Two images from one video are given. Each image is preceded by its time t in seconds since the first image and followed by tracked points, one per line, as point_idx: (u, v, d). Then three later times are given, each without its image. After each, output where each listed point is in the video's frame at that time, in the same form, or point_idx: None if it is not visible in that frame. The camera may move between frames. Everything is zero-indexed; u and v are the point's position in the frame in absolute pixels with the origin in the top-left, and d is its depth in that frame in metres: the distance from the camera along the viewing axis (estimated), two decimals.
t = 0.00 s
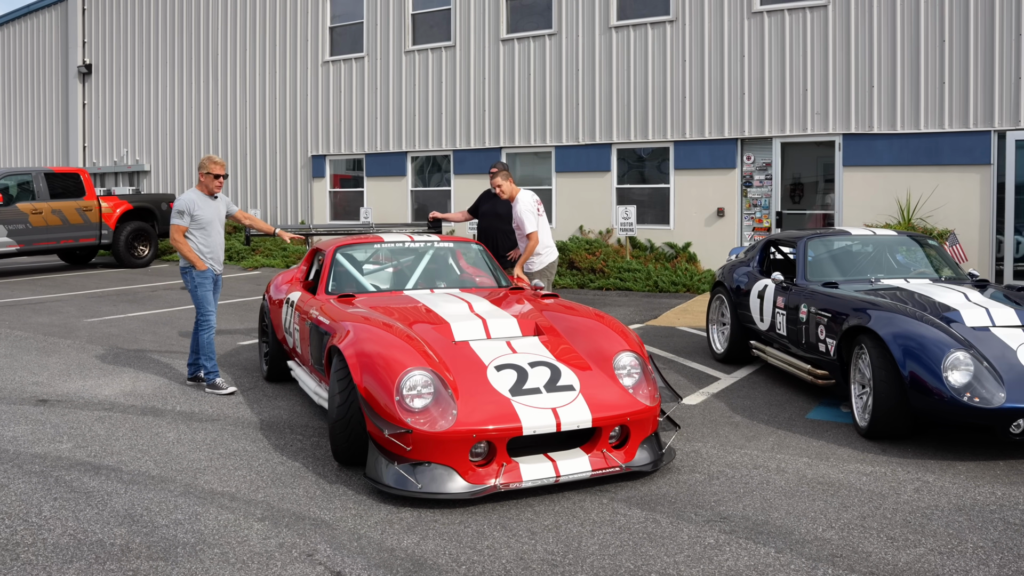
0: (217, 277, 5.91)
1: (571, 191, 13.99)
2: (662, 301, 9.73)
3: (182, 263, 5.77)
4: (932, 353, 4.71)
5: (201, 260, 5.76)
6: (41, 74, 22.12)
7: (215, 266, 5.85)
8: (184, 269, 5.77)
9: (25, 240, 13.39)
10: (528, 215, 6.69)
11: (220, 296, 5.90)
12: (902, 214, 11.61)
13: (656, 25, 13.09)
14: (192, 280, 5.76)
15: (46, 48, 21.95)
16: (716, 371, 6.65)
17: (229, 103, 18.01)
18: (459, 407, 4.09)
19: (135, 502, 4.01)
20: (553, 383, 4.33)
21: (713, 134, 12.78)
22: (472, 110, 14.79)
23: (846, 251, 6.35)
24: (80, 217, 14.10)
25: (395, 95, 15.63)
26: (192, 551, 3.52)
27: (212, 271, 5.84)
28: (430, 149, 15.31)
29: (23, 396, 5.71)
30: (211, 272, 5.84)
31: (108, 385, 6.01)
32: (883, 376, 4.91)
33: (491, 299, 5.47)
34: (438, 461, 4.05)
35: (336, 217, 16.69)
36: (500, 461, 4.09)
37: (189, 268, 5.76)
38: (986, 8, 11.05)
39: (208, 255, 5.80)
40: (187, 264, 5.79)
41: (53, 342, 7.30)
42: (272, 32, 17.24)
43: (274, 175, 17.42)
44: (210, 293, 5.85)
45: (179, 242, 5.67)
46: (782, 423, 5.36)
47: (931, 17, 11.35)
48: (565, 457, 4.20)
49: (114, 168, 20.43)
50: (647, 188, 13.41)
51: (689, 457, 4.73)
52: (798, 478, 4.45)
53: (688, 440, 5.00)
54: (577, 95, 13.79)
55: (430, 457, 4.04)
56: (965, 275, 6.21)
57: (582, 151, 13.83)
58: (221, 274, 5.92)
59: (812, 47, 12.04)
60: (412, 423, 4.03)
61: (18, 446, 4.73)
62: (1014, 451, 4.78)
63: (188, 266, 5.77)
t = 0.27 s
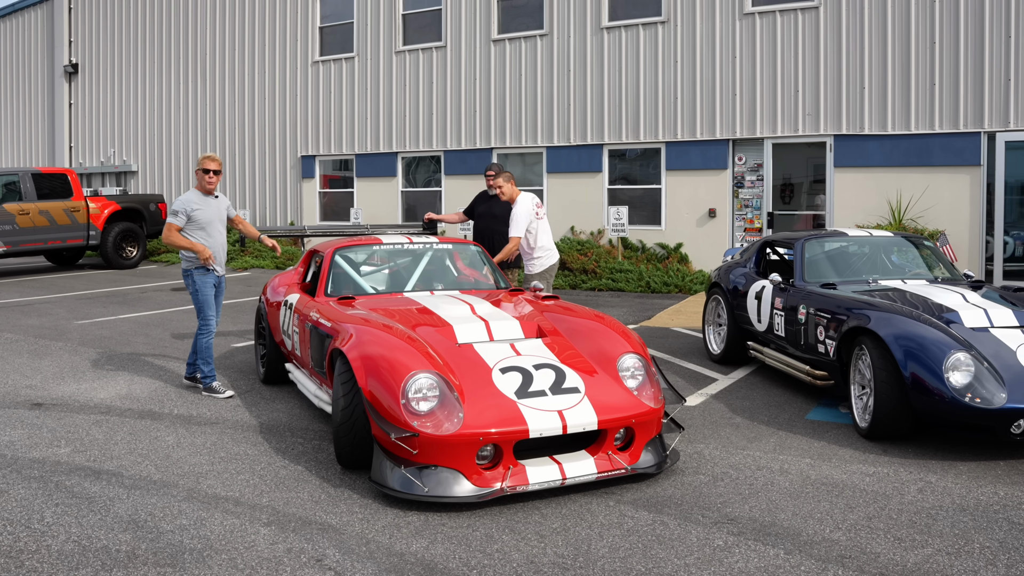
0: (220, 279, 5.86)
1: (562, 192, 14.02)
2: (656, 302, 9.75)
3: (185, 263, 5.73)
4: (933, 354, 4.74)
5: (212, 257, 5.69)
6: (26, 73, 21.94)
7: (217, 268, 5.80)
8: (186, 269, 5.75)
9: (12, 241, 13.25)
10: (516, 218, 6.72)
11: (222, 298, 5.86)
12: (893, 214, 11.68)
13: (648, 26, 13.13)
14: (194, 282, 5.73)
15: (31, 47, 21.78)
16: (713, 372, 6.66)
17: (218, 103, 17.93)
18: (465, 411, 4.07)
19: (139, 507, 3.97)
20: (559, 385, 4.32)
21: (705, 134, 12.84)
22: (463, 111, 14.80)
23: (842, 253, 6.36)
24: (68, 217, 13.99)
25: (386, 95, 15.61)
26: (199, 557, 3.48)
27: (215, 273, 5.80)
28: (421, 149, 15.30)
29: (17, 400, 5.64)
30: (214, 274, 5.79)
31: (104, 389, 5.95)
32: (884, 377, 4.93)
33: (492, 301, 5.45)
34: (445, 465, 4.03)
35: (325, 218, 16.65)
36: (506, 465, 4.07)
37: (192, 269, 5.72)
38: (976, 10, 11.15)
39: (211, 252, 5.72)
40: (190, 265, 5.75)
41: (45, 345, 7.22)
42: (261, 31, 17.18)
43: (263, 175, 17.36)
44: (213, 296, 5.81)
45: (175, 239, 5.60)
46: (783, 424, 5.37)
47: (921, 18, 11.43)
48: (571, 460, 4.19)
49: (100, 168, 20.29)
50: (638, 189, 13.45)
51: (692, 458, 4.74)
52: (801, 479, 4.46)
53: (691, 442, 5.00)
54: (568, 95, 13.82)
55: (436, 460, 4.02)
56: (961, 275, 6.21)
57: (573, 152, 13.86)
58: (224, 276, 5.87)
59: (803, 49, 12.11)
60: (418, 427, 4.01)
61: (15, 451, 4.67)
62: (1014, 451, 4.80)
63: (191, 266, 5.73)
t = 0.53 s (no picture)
0: (225, 282, 5.83)
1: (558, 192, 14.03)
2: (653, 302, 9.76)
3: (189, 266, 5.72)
4: (937, 354, 4.76)
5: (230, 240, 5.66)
6: (17, 74, 21.80)
7: (221, 271, 5.77)
8: (190, 273, 5.75)
9: (5, 243, 13.16)
10: (546, 219, 6.80)
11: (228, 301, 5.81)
12: (888, 214, 11.75)
13: (644, 27, 13.16)
14: (196, 286, 5.72)
15: (21, 48, 21.64)
16: (714, 372, 6.68)
17: (211, 104, 17.88)
18: (475, 412, 4.06)
19: (148, 512, 3.94)
20: (567, 387, 4.31)
21: (700, 135, 12.88)
22: (459, 112, 14.80)
23: (842, 253, 6.38)
24: (60, 219, 13.91)
25: (381, 96, 15.59)
26: (210, 562, 3.46)
27: (217, 276, 5.76)
28: (416, 150, 15.29)
29: (18, 403, 5.60)
30: (215, 277, 5.76)
31: (105, 392, 5.91)
32: (888, 377, 4.96)
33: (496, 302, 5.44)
34: (455, 467, 4.02)
35: (320, 219, 16.63)
36: (516, 467, 4.06)
37: (195, 272, 5.71)
38: (970, 11, 11.21)
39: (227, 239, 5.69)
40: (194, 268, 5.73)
41: (42, 347, 7.17)
42: (254, 32, 17.13)
43: (257, 176, 17.32)
44: (216, 299, 5.79)
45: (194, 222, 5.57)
46: (787, 424, 5.39)
47: (916, 20, 11.50)
48: (580, 461, 4.19)
49: (92, 169, 20.19)
50: (633, 189, 13.49)
51: (700, 459, 4.75)
52: (808, 479, 4.48)
53: (697, 443, 5.01)
54: (564, 96, 13.83)
55: (447, 463, 4.02)
56: (959, 275, 6.23)
57: (569, 153, 13.88)
58: (228, 277, 5.82)
59: (798, 50, 12.16)
60: (428, 429, 4.00)
61: (19, 454, 4.63)
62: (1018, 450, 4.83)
63: (194, 270, 5.71)
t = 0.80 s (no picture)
0: (234, 281, 5.82)
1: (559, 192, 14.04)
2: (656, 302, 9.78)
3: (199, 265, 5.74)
4: (944, 353, 4.77)
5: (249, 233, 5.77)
6: (16, 74, 21.76)
7: (229, 271, 5.77)
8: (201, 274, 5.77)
9: (5, 243, 13.14)
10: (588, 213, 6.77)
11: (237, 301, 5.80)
12: (890, 214, 11.78)
13: (646, 27, 13.17)
14: (205, 286, 5.74)
15: (20, 47, 21.60)
16: (719, 372, 6.69)
17: (212, 104, 17.86)
18: (487, 412, 4.06)
19: (160, 511, 3.95)
20: (577, 386, 4.32)
21: (701, 135, 12.91)
22: (460, 112, 14.81)
23: (847, 252, 6.40)
24: (61, 219, 13.89)
25: (382, 96, 15.59)
26: (225, 561, 3.46)
27: (226, 276, 5.76)
28: (417, 150, 15.29)
29: (25, 403, 5.59)
30: (224, 277, 5.76)
31: (112, 392, 5.91)
32: (895, 377, 4.97)
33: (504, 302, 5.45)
34: (467, 467, 4.03)
35: (321, 219, 16.63)
36: (528, 466, 4.07)
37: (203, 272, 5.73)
38: (971, 12, 11.24)
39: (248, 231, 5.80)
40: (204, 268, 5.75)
41: (47, 347, 7.17)
42: (255, 31, 17.12)
43: (257, 176, 17.31)
44: (225, 299, 5.78)
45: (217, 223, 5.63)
46: (794, 423, 5.40)
47: (918, 20, 11.52)
48: (591, 460, 4.19)
49: (92, 169, 20.16)
50: (634, 189, 13.51)
51: (708, 458, 4.76)
52: (817, 478, 4.49)
53: (705, 442, 5.03)
54: (565, 96, 13.85)
55: (459, 463, 4.02)
56: (963, 275, 6.26)
57: (570, 152, 13.89)
58: (237, 277, 5.82)
59: (800, 50, 12.19)
60: (440, 429, 4.00)
61: (28, 454, 4.63)
62: None
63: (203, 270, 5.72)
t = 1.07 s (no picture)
0: (248, 283, 5.84)
1: (561, 192, 14.06)
2: (659, 302, 9.80)
3: (215, 266, 5.74)
4: (950, 353, 4.79)
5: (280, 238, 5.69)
6: (17, 74, 21.75)
7: (245, 273, 5.79)
8: (215, 274, 5.77)
9: (7, 243, 13.14)
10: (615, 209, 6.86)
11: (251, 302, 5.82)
12: (892, 214, 11.80)
13: (648, 28, 13.19)
14: (220, 286, 5.74)
15: (21, 47, 21.59)
16: (723, 373, 6.70)
17: (214, 104, 17.86)
18: (496, 412, 4.07)
19: (170, 511, 3.95)
20: (585, 387, 4.33)
21: (703, 135, 12.93)
22: (462, 112, 14.82)
23: (852, 253, 6.40)
24: (63, 219, 13.89)
25: (384, 96, 15.60)
26: (236, 561, 3.47)
27: (241, 277, 5.78)
28: (419, 150, 15.30)
29: (31, 403, 5.60)
30: (240, 278, 5.77)
31: (117, 392, 5.91)
32: (900, 376, 4.99)
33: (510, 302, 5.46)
34: (476, 466, 4.04)
35: (322, 219, 16.64)
36: (537, 466, 4.08)
37: (219, 272, 5.73)
38: (973, 13, 11.27)
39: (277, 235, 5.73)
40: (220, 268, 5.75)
41: (52, 347, 7.17)
42: (257, 31, 17.13)
43: (259, 176, 17.31)
44: (241, 300, 5.79)
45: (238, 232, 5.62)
46: (799, 423, 5.41)
47: (920, 21, 11.55)
48: (599, 460, 4.20)
49: (93, 169, 20.15)
50: (636, 189, 13.53)
51: (715, 458, 4.78)
52: (824, 477, 4.51)
53: (711, 442, 5.04)
54: (567, 96, 13.87)
55: (468, 463, 4.03)
56: (967, 276, 6.26)
57: (572, 152, 13.91)
58: (251, 279, 5.84)
59: (802, 50, 12.22)
60: (450, 429, 4.02)
61: (36, 455, 4.64)
62: None
63: (219, 270, 5.73)
